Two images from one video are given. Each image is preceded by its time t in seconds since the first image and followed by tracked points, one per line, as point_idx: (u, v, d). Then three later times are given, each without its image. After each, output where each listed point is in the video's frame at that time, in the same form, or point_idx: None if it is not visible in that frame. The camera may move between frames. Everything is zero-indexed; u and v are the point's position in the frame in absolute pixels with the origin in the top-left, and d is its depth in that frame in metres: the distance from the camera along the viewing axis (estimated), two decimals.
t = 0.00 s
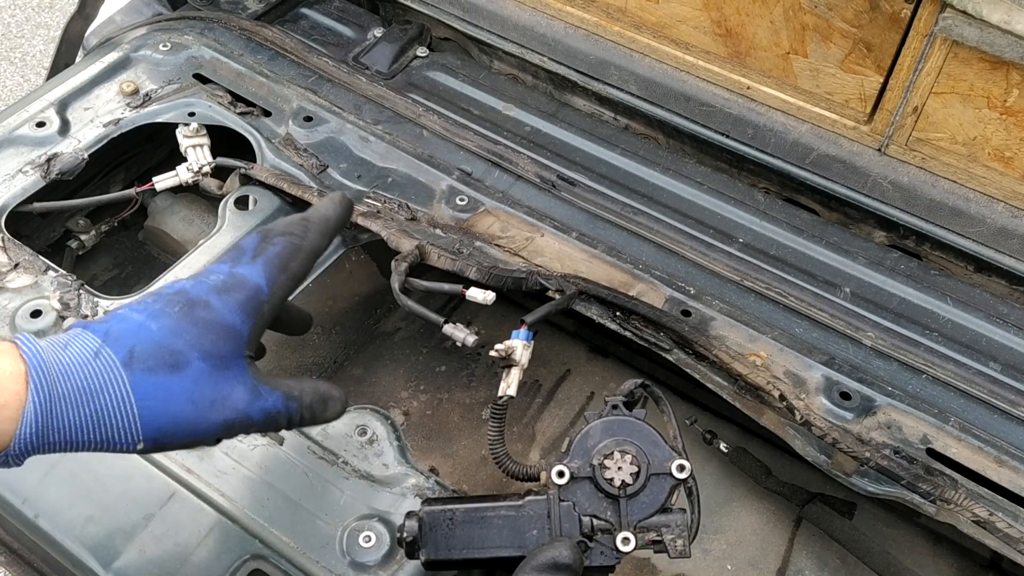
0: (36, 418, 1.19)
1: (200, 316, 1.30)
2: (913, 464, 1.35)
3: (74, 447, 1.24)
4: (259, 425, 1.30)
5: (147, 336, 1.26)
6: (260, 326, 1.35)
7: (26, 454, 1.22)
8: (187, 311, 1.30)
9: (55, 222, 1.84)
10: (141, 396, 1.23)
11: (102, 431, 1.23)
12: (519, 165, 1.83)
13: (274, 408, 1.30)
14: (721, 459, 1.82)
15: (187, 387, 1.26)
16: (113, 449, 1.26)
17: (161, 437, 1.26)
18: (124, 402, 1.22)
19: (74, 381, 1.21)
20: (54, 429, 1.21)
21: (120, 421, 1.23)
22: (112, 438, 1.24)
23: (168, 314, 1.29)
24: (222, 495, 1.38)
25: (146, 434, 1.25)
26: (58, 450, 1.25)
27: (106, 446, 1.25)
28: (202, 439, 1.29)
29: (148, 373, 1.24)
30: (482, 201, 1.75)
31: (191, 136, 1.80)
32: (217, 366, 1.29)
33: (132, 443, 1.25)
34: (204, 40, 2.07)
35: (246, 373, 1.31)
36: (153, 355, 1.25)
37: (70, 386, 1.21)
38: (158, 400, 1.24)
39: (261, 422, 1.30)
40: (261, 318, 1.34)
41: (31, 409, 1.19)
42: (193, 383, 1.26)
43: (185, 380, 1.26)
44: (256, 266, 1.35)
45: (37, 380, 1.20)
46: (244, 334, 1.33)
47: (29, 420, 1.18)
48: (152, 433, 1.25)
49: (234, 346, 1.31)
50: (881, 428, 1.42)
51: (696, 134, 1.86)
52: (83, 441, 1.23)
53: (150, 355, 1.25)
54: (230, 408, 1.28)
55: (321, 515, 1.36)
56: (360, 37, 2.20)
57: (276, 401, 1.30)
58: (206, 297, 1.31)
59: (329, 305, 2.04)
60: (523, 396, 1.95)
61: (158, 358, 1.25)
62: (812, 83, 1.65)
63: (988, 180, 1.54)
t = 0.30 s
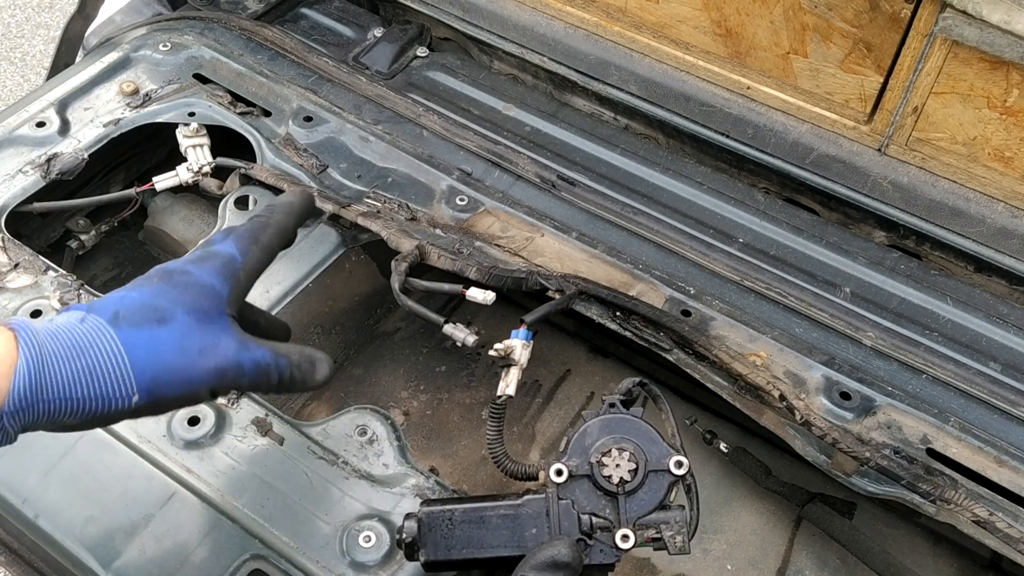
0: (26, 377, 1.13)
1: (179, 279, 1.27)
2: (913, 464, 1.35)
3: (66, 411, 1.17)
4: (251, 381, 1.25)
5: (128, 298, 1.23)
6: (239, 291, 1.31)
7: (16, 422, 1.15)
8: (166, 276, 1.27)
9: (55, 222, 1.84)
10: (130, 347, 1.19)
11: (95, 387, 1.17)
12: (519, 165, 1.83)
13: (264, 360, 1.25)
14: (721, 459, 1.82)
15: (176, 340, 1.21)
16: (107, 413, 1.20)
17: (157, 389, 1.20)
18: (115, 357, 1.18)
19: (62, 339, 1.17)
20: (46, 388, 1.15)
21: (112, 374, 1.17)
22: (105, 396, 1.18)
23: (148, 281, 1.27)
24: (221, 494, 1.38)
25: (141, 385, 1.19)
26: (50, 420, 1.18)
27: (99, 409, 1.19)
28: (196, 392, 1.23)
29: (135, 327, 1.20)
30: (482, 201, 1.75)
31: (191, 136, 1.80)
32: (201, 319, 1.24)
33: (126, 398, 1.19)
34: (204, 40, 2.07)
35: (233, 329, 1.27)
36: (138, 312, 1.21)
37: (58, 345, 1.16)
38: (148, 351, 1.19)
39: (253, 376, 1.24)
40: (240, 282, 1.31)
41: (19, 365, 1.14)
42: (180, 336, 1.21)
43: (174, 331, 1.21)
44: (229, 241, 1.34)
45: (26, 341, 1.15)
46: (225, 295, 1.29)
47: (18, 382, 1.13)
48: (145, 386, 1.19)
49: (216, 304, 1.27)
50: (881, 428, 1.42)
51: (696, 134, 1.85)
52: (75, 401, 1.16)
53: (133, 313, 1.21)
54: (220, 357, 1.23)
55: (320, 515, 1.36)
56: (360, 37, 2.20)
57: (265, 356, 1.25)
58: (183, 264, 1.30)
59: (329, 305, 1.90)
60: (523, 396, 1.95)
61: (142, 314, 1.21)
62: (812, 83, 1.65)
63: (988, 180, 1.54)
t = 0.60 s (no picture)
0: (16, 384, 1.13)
1: (176, 279, 1.25)
2: (913, 464, 1.35)
3: (55, 416, 1.17)
4: (246, 386, 1.24)
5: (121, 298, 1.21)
6: (237, 291, 1.29)
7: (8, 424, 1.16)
8: (161, 275, 1.25)
9: (55, 222, 1.84)
10: (121, 354, 1.17)
11: (83, 395, 1.17)
12: (519, 165, 1.83)
13: (260, 362, 1.24)
14: (721, 459, 1.82)
15: (168, 346, 1.20)
16: (95, 419, 1.19)
17: (146, 397, 1.19)
18: (105, 365, 1.17)
19: (54, 344, 1.16)
20: (35, 395, 1.15)
21: (101, 383, 1.17)
22: (93, 402, 1.18)
23: (142, 280, 1.24)
24: (222, 494, 1.38)
25: (130, 394, 1.18)
26: (38, 424, 1.18)
27: (87, 414, 1.19)
28: (187, 400, 1.22)
29: (127, 330, 1.18)
30: (482, 201, 1.75)
31: (191, 136, 1.80)
32: (193, 322, 1.22)
33: (116, 407, 1.18)
34: (204, 40, 2.07)
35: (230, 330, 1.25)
36: (129, 315, 1.19)
37: (50, 350, 1.15)
38: (138, 359, 1.18)
39: (247, 381, 1.23)
40: (236, 280, 1.29)
41: (13, 372, 1.13)
42: (171, 341, 1.20)
43: (166, 337, 1.20)
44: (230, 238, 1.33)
45: (17, 348, 1.14)
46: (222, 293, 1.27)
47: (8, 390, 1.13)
48: (135, 394, 1.18)
49: (213, 304, 1.25)
50: (881, 428, 1.42)
51: (696, 134, 1.85)
52: (65, 406, 1.17)
53: (125, 315, 1.19)
54: (213, 364, 1.21)
55: (321, 515, 1.36)
56: (360, 37, 2.20)
57: (263, 357, 1.24)
58: (178, 262, 1.27)
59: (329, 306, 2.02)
60: (523, 396, 1.95)
61: (134, 317, 1.19)
62: (812, 83, 1.65)
63: (988, 180, 1.54)
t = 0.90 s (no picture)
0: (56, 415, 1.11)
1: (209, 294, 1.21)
2: (913, 464, 1.35)
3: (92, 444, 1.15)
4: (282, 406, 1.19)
5: (155, 318, 1.17)
6: (272, 299, 1.26)
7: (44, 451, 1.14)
8: (194, 291, 1.21)
9: (55, 222, 1.84)
10: (155, 380, 1.14)
11: (117, 422, 1.14)
12: (519, 165, 1.83)
13: (293, 379, 1.18)
14: (721, 459, 1.82)
15: (201, 372, 1.16)
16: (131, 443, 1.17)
17: (179, 423, 1.17)
18: (139, 386, 1.14)
19: (91, 368, 1.13)
20: (72, 423, 1.12)
21: (136, 409, 1.14)
22: (125, 427, 1.15)
23: (177, 293, 1.20)
24: (222, 494, 1.38)
25: (163, 419, 1.16)
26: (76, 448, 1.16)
27: (122, 441, 1.16)
28: (222, 423, 1.19)
29: (161, 356, 1.15)
30: (482, 201, 1.75)
31: (191, 136, 1.80)
32: (228, 339, 1.19)
33: (150, 432, 1.16)
34: (204, 40, 2.07)
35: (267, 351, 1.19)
36: (164, 336, 1.16)
37: (89, 377, 1.12)
38: (171, 383, 1.15)
39: (283, 401, 1.18)
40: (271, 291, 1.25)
41: (49, 398, 1.10)
42: (204, 362, 1.16)
43: (200, 360, 1.16)
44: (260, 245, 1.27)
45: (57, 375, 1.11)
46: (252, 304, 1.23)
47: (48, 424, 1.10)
48: (167, 416, 1.15)
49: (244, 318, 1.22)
50: (881, 428, 1.42)
51: (696, 134, 1.85)
52: (102, 435, 1.14)
53: (160, 338, 1.16)
54: (246, 383, 1.17)
55: (321, 515, 1.36)
56: (360, 37, 2.20)
57: (299, 372, 1.18)
58: (212, 275, 1.23)
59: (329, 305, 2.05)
60: (523, 396, 1.95)
61: (168, 338, 1.16)
62: (812, 83, 1.65)
63: (988, 180, 1.55)
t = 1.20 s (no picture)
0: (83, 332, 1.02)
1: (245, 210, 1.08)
2: (913, 464, 1.35)
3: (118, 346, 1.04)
4: (301, 290, 1.05)
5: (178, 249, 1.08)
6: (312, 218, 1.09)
7: (82, 377, 1.06)
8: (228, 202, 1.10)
9: (55, 222, 1.84)
10: (173, 271, 1.05)
11: (142, 325, 1.05)
12: (519, 165, 1.83)
13: (308, 259, 1.03)
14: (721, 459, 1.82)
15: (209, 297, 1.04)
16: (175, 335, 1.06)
17: (196, 318, 1.05)
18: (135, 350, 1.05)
19: (123, 279, 1.06)
20: (99, 328, 1.03)
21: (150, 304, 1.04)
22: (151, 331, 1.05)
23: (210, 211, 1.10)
24: (222, 494, 1.38)
25: (180, 313, 1.05)
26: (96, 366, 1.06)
27: (148, 354, 1.06)
28: (246, 314, 1.07)
29: (188, 279, 1.04)
30: (482, 201, 1.75)
31: (191, 136, 1.80)
32: (241, 230, 1.07)
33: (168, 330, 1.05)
34: (204, 40, 2.07)
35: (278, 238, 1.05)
36: (186, 239, 1.08)
37: (123, 283, 1.05)
38: (185, 277, 1.05)
39: (300, 280, 1.04)
40: (297, 196, 1.07)
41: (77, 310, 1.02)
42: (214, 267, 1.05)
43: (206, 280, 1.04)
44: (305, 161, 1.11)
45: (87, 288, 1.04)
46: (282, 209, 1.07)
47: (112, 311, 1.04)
48: (185, 315, 1.05)
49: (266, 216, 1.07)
50: (881, 428, 1.42)
51: (696, 135, 1.84)
52: (128, 345, 1.05)
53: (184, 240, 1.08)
54: (258, 269, 1.04)
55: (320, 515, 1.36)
56: (360, 36, 2.20)
57: (315, 252, 1.04)
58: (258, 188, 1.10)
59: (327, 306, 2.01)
60: (523, 396, 1.95)
61: (193, 240, 1.08)
62: (812, 83, 1.65)
63: (988, 180, 1.55)
